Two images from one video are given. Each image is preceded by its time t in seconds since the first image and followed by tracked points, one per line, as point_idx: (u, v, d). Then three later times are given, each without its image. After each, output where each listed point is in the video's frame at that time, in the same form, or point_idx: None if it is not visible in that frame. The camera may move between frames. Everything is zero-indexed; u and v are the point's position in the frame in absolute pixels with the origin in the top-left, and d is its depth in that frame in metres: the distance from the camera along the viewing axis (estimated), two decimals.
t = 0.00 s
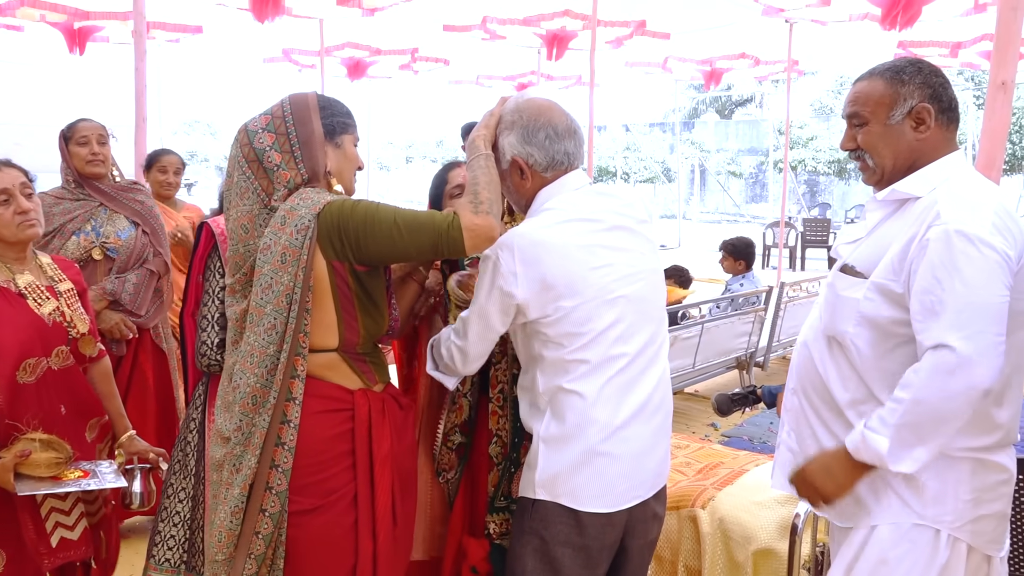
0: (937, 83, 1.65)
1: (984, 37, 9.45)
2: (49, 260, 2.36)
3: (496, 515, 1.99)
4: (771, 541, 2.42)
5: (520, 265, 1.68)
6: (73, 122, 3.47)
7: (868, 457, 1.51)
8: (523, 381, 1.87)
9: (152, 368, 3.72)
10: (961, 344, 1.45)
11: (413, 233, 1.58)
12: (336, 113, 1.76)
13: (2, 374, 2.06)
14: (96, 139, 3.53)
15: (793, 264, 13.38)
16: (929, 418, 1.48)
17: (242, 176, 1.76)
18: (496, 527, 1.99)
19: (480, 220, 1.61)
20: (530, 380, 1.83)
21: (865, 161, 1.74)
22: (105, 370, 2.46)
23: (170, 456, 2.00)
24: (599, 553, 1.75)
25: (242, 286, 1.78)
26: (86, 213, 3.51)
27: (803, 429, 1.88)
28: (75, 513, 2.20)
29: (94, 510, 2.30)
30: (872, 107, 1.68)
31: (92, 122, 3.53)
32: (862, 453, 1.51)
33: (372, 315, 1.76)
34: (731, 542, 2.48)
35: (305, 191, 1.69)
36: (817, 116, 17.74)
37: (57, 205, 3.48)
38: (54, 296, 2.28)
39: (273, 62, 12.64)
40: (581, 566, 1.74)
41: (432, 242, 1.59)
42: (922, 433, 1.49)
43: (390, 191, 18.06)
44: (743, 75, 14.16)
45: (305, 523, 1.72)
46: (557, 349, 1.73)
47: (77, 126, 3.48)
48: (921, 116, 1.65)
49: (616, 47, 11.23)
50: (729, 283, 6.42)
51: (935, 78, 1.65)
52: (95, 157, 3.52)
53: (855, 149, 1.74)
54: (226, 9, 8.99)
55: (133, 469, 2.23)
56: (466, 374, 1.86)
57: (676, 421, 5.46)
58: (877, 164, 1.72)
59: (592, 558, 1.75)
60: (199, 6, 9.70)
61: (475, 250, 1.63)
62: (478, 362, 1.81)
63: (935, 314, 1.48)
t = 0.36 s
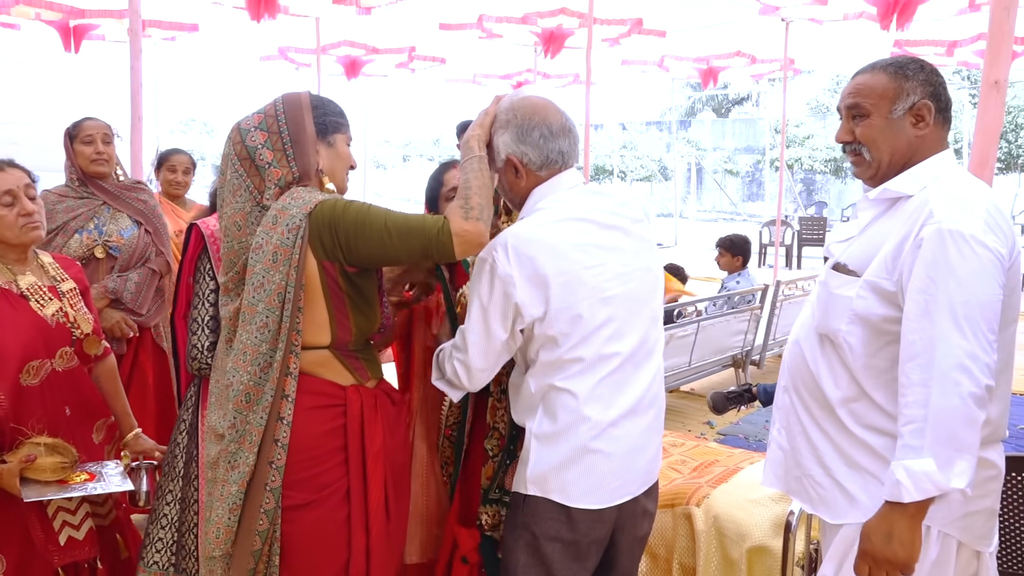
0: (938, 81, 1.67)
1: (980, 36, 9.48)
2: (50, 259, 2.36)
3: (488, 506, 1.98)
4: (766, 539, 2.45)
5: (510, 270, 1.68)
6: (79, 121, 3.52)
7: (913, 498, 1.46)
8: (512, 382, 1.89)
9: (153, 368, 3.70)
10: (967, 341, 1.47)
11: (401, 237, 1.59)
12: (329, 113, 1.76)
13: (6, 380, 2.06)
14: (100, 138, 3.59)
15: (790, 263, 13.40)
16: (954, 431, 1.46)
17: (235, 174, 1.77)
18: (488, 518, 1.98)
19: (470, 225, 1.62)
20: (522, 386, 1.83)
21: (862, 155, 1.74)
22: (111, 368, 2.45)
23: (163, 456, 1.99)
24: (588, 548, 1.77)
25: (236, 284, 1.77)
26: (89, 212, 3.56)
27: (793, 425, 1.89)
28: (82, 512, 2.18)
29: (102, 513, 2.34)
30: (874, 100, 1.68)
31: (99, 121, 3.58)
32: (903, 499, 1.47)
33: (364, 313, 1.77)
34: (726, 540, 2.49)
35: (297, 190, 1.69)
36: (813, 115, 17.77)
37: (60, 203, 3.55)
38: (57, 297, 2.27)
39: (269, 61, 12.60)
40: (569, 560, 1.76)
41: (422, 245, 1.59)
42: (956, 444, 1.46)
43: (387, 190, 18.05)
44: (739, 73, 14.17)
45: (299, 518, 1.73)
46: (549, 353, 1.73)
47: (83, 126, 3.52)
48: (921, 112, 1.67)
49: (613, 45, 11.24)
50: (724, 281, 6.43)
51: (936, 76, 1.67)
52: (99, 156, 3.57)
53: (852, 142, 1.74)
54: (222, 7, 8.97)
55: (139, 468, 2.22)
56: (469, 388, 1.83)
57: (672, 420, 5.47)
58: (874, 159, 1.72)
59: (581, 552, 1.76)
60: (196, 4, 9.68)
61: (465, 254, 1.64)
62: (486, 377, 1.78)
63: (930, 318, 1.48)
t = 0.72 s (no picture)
0: (923, 79, 1.68)
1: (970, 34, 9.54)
2: (50, 258, 2.35)
3: (480, 506, 1.98)
4: (756, 535, 2.48)
5: (500, 269, 1.68)
6: (82, 119, 3.57)
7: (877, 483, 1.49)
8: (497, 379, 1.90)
9: (151, 366, 3.68)
10: (952, 339, 1.48)
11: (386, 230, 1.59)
12: (313, 111, 1.76)
13: (4, 380, 2.05)
14: (103, 137, 3.63)
15: (782, 260, 13.45)
16: (929, 425, 1.48)
17: (219, 174, 1.77)
18: (481, 519, 1.98)
19: (452, 227, 1.63)
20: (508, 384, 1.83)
21: (849, 152, 1.76)
22: (112, 368, 2.46)
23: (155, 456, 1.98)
24: (576, 545, 1.78)
25: (221, 284, 1.78)
26: (90, 210, 3.61)
27: (781, 422, 1.91)
28: (80, 514, 2.19)
29: (101, 515, 2.32)
30: (861, 97, 1.69)
31: (97, 120, 3.65)
32: (869, 483, 1.49)
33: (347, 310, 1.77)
34: (716, 536, 2.51)
35: (280, 190, 1.70)
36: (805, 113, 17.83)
37: (61, 201, 3.60)
38: (56, 296, 2.26)
39: (261, 59, 12.58)
40: (557, 558, 1.77)
41: (404, 245, 1.60)
42: (928, 437, 1.48)
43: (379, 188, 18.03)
44: (731, 71, 14.21)
45: (284, 516, 1.73)
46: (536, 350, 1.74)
47: (84, 123, 3.59)
48: (906, 110, 1.68)
49: (605, 43, 11.26)
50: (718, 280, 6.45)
51: (921, 74, 1.68)
52: (100, 155, 3.61)
53: (838, 139, 1.76)
54: (213, 5, 8.92)
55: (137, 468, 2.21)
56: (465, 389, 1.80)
57: (663, 417, 5.48)
58: (860, 156, 1.74)
59: (569, 549, 1.77)
60: (188, 3, 9.65)
61: (447, 255, 1.65)
62: (484, 377, 1.75)
63: (916, 315, 1.50)
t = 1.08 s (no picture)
0: (913, 77, 1.68)
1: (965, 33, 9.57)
2: (49, 257, 2.34)
3: (468, 504, 1.99)
4: (752, 532, 2.47)
5: (487, 269, 1.69)
6: (92, 118, 3.65)
7: (865, 481, 1.50)
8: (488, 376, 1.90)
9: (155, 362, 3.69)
10: (938, 336, 1.49)
11: (366, 294, 1.66)
12: (301, 107, 1.77)
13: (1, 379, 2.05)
14: (112, 135, 3.70)
15: (778, 259, 13.48)
16: (915, 421, 1.49)
17: (206, 176, 1.78)
18: (468, 515, 1.99)
19: (407, 320, 1.74)
20: (498, 383, 1.83)
21: (842, 151, 1.77)
22: (110, 367, 2.45)
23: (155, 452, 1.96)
24: (567, 544, 1.78)
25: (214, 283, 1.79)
26: (98, 207, 3.62)
27: (778, 419, 1.92)
28: (76, 515, 2.19)
29: (96, 515, 2.31)
30: (850, 98, 1.70)
31: (107, 118, 3.73)
32: (857, 481, 1.50)
33: (331, 314, 1.75)
34: (713, 533, 2.51)
35: (266, 187, 1.70)
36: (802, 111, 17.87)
37: (71, 198, 3.62)
38: (54, 297, 2.26)
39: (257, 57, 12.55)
40: (548, 557, 1.77)
41: (362, 309, 1.67)
42: (914, 433, 1.49)
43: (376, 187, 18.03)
44: (728, 69, 14.22)
45: (278, 515, 1.74)
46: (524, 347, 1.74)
47: (95, 122, 3.66)
48: (897, 108, 1.68)
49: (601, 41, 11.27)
50: (709, 278, 6.46)
51: (911, 72, 1.69)
52: (109, 153, 3.68)
53: (831, 139, 1.77)
54: (210, 3, 8.92)
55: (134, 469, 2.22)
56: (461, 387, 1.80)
57: (660, 414, 5.50)
58: (853, 156, 1.75)
59: (560, 547, 1.78)
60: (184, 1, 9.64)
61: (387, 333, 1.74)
62: (481, 378, 1.74)
63: (903, 311, 1.51)
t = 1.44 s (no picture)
0: (912, 71, 1.68)
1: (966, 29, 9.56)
2: (47, 258, 2.35)
3: (471, 503, 1.99)
4: (754, 529, 2.48)
5: (487, 271, 1.69)
6: (107, 118, 3.66)
7: (873, 478, 1.50)
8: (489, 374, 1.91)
9: (165, 360, 3.70)
10: (945, 332, 1.49)
11: (355, 280, 1.71)
12: (295, 106, 1.78)
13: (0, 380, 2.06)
14: (127, 136, 3.72)
15: (779, 256, 13.47)
16: (921, 417, 1.49)
17: (199, 177, 1.79)
18: (472, 516, 1.99)
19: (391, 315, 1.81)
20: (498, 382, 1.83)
21: (842, 149, 1.77)
22: (109, 366, 2.46)
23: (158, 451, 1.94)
24: (568, 542, 1.79)
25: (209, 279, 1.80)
26: (110, 207, 3.63)
27: (780, 415, 1.92)
28: (77, 515, 2.20)
29: (97, 515, 2.31)
30: (849, 95, 1.71)
31: (123, 121, 3.73)
32: (865, 478, 1.51)
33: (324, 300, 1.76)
34: (715, 530, 2.52)
35: (255, 183, 1.72)
36: (803, 109, 17.85)
37: (83, 197, 3.63)
38: (52, 297, 2.27)
39: (257, 57, 12.56)
40: (550, 555, 1.78)
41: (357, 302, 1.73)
42: (922, 429, 1.49)
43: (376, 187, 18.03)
44: (728, 67, 14.20)
45: (273, 514, 1.75)
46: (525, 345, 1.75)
47: (111, 123, 3.67)
48: (897, 104, 1.69)
49: (601, 40, 11.25)
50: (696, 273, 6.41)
51: (909, 67, 1.69)
52: (124, 153, 3.70)
53: (833, 137, 1.78)
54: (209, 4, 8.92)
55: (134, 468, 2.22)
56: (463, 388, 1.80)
57: (661, 413, 5.50)
58: (854, 153, 1.75)
59: (561, 546, 1.78)
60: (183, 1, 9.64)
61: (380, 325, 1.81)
62: (486, 381, 1.74)
63: (908, 306, 1.51)
